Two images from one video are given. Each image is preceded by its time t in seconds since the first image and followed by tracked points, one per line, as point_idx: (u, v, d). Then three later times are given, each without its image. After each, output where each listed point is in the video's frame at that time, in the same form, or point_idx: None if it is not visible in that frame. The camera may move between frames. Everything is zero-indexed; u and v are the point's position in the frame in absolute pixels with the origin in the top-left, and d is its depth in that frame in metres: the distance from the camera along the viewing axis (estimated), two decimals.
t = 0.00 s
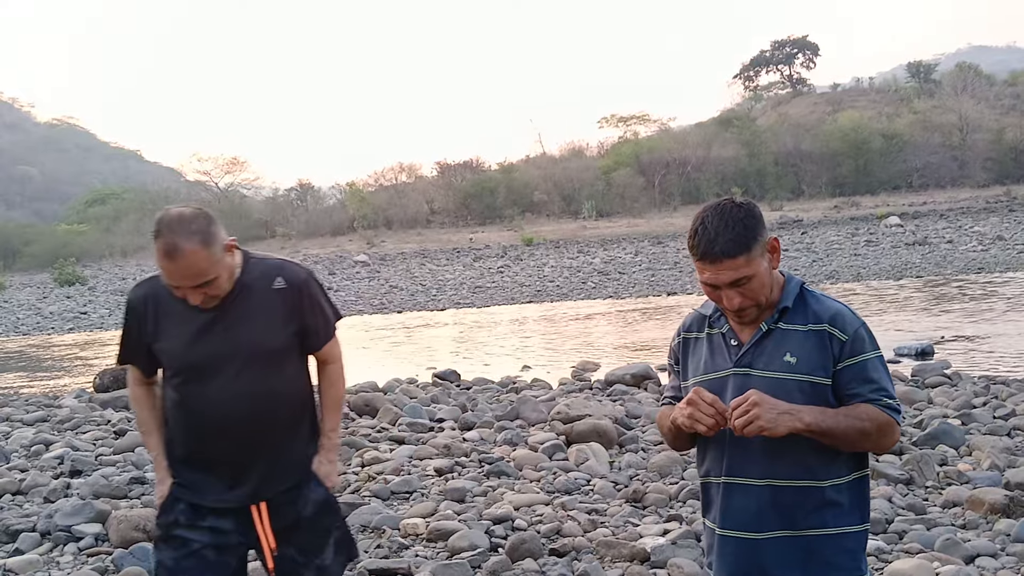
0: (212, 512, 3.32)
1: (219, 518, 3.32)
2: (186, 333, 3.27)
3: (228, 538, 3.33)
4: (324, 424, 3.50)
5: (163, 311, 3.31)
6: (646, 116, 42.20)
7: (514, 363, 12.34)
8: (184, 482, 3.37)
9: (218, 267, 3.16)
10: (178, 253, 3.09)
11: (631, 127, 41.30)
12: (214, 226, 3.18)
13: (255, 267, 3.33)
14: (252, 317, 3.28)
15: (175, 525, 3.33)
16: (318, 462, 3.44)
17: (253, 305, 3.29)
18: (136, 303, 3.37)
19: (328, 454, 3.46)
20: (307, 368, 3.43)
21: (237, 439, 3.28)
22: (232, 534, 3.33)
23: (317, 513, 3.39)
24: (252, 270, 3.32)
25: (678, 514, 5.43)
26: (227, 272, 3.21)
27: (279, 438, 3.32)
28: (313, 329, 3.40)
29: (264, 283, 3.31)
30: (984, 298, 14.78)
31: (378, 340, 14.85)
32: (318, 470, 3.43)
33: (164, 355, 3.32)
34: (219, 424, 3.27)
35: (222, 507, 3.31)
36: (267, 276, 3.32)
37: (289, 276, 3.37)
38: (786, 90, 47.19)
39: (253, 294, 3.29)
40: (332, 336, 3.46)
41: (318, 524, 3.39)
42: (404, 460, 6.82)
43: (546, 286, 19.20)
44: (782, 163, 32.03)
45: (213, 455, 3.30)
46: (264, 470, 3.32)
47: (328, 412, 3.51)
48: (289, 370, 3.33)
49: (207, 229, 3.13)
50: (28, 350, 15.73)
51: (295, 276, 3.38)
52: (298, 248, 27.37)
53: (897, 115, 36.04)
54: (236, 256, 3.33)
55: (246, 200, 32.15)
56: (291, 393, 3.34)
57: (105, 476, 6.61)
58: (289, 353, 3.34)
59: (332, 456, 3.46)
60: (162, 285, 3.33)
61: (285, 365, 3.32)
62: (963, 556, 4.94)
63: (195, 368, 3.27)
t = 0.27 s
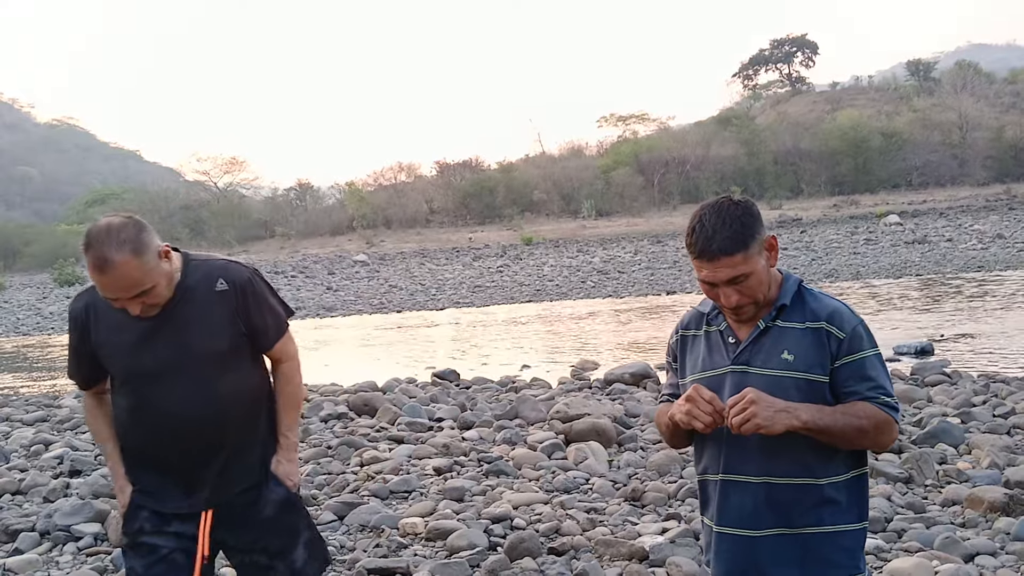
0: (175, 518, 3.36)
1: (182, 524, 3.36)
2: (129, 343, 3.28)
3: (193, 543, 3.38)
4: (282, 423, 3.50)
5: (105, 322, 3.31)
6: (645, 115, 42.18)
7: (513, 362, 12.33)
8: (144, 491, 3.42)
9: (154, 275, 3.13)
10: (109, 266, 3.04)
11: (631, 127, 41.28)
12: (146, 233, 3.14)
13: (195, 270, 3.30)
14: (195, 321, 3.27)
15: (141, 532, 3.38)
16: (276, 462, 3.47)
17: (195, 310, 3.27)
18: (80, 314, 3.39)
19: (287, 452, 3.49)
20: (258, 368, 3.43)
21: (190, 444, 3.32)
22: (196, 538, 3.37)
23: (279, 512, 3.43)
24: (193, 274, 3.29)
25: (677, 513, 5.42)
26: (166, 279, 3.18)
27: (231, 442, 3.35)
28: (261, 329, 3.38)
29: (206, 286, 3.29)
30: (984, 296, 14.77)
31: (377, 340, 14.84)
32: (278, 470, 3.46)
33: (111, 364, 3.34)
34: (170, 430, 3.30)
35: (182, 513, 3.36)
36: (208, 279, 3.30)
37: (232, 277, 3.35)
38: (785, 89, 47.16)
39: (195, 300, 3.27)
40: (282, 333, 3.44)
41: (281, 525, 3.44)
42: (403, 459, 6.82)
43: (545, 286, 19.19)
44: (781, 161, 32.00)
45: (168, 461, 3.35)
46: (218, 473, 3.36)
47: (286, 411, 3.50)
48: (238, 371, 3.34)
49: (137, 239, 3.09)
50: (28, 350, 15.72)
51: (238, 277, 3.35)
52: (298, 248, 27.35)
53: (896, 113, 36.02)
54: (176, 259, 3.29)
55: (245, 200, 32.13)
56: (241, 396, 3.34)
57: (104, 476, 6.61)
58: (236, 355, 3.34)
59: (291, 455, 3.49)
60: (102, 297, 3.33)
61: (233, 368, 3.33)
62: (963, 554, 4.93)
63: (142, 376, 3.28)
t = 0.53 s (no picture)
0: (164, 519, 3.37)
1: (172, 525, 3.37)
2: (100, 344, 3.28)
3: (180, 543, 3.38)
4: (262, 415, 3.50)
5: (74, 324, 3.31)
6: (646, 115, 42.18)
7: (514, 362, 12.33)
8: (128, 493, 3.43)
9: (120, 270, 3.13)
10: (71, 263, 3.04)
11: (631, 126, 41.29)
12: (109, 228, 3.14)
13: (163, 266, 3.30)
14: (166, 316, 3.28)
15: (130, 538, 3.37)
16: (259, 455, 3.48)
17: (164, 305, 3.27)
18: (50, 320, 3.40)
19: (270, 444, 3.49)
20: (234, 360, 3.43)
21: (168, 441, 3.33)
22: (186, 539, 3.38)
23: (265, 505, 3.44)
24: (160, 269, 3.29)
25: (678, 512, 5.43)
26: (133, 273, 3.19)
27: (209, 437, 3.35)
28: (234, 320, 3.39)
29: (175, 280, 3.30)
30: (984, 297, 14.77)
31: (378, 340, 14.85)
32: (262, 462, 3.47)
33: (84, 367, 3.34)
34: (147, 429, 3.31)
35: (168, 514, 3.36)
36: (176, 273, 3.31)
37: (200, 269, 3.36)
38: (786, 89, 47.17)
39: (164, 295, 3.27)
40: (256, 324, 3.44)
41: (269, 518, 3.46)
42: (405, 459, 6.83)
43: (546, 285, 19.20)
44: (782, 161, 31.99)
45: (148, 462, 3.35)
46: (201, 469, 3.37)
47: (267, 403, 3.50)
48: (212, 364, 3.35)
49: (99, 234, 3.10)
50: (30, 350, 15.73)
51: (206, 269, 3.36)
52: (299, 248, 27.36)
53: (897, 113, 36.02)
54: (142, 255, 3.30)
55: (246, 200, 32.15)
56: (216, 389, 3.35)
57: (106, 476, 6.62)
58: (209, 349, 3.34)
59: (274, 448, 3.50)
60: (70, 299, 3.33)
61: (207, 362, 3.34)
62: (964, 553, 4.94)
63: (116, 376, 3.29)
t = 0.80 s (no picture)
0: (158, 521, 3.38)
1: (165, 526, 3.38)
2: (91, 344, 3.28)
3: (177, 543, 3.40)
4: (255, 415, 3.51)
5: (66, 324, 3.32)
6: (646, 118, 42.21)
7: (514, 364, 12.35)
8: (122, 495, 3.44)
9: (111, 269, 3.15)
10: (60, 261, 3.06)
11: (632, 129, 41.32)
12: (98, 228, 3.16)
13: (153, 266, 3.31)
14: (156, 317, 3.28)
15: (125, 542, 3.39)
16: (250, 456, 3.47)
17: (155, 305, 3.28)
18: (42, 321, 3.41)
19: (261, 445, 3.49)
20: (226, 361, 3.45)
21: (160, 442, 3.33)
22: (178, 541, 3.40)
23: (254, 505, 3.43)
24: (151, 270, 3.30)
25: (679, 515, 5.44)
26: (125, 273, 3.20)
27: (200, 437, 3.36)
28: (226, 320, 3.41)
29: (166, 280, 3.30)
30: (984, 299, 14.78)
31: (378, 342, 14.86)
32: (251, 463, 3.46)
33: (76, 368, 3.35)
34: (139, 428, 3.32)
35: (160, 516, 3.37)
36: (168, 272, 3.32)
37: (192, 269, 3.37)
38: (786, 92, 47.20)
39: (154, 294, 3.28)
40: (248, 325, 3.46)
41: (257, 520, 3.44)
42: (405, 461, 6.83)
43: (547, 288, 19.22)
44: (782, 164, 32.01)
45: (141, 462, 3.36)
46: (192, 470, 3.37)
47: (259, 402, 3.52)
48: (204, 364, 3.36)
49: (88, 232, 3.11)
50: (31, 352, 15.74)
51: (198, 269, 3.38)
52: (299, 250, 27.38)
53: (897, 116, 36.04)
54: (134, 255, 3.31)
55: (246, 202, 32.16)
56: (208, 390, 3.36)
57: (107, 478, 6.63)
58: (200, 349, 3.35)
59: (264, 448, 3.49)
60: (63, 301, 3.34)
61: (199, 362, 3.34)
62: (964, 555, 4.95)
63: (107, 377, 3.30)
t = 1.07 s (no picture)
0: (146, 522, 3.36)
1: (153, 529, 3.35)
2: (93, 342, 3.28)
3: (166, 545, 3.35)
4: (249, 423, 3.46)
5: (71, 321, 3.32)
6: (645, 118, 42.22)
7: (513, 364, 12.35)
8: (114, 495, 3.42)
9: (118, 269, 3.18)
10: (68, 260, 3.09)
11: (630, 129, 41.34)
12: (108, 228, 3.19)
13: (160, 268, 3.32)
14: (159, 318, 3.28)
15: (116, 540, 3.39)
16: (241, 464, 3.41)
17: (159, 307, 3.28)
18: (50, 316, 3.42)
19: (253, 454, 3.43)
20: (225, 366, 3.42)
21: (155, 443, 3.32)
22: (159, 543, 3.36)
23: (239, 515, 3.38)
24: (157, 272, 3.32)
25: (676, 514, 5.45)
26: (133, 273, 3.23)
27: (195, 442, 3.33)
28: (229, 327, 3.39)
29: (171, 283, 3.31)
30: (982, 299, 14.81)
31: (377, 342, 14.88)
32: (241, 472, 3.40)
33: (78, 365, 3.35)
34: (136, 429, 3.31)
35: (147, 518, 3.35)
36: (174, 275, 3.33)
37: (198, 275, 3.37)
38: (785, 92, 47.20)
39: (159, 296, 3.29)
40: (250, 331, 3.44)
41: (241, 529, 3.39)
42: (403, 461, 6.84)
43: (545, 288, 19.23)
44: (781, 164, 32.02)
45: (135, 462, 3.34)
46: (184, 473, 3.34)
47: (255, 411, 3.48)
48: (204, 368, 3.33)
49: (97, 232, 3.15)
50: (29, 353, 15.73)
51: (203, 275, 3.37)
52: (298, 251, 27.38)
53: (896, 116, 36.04)
54: (141, 257, 3.34)
55: (245, 203, 32.16)
56: (206, 395, 3.33)
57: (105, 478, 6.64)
58: (201, 353, 3.34)
59: (256, 458, 3.43)
60: (69, 298, 3.35)
61: (198, 365, 3.32)
62: (960, 555, 4.96)
63: (107, 375, 3.30)
